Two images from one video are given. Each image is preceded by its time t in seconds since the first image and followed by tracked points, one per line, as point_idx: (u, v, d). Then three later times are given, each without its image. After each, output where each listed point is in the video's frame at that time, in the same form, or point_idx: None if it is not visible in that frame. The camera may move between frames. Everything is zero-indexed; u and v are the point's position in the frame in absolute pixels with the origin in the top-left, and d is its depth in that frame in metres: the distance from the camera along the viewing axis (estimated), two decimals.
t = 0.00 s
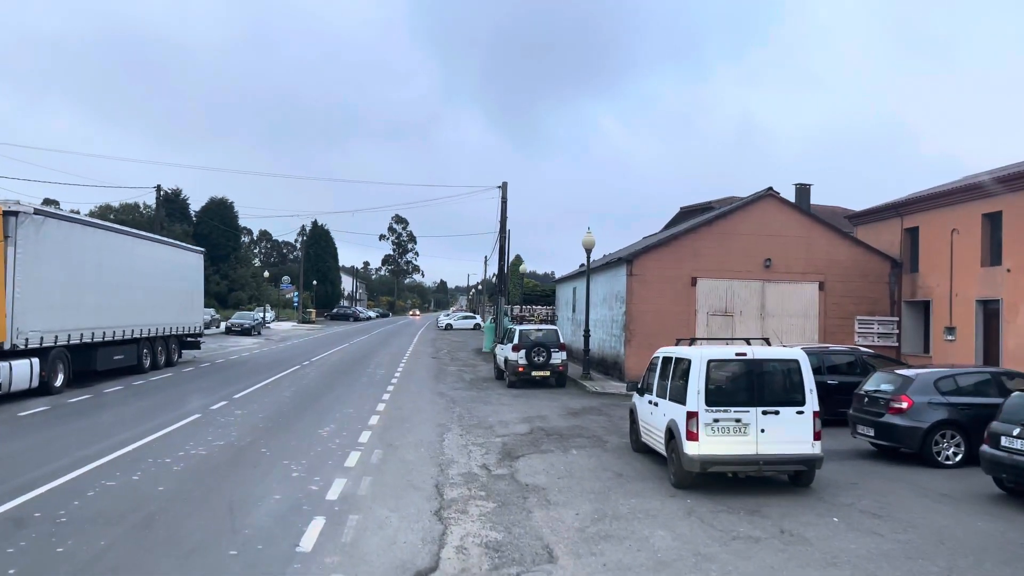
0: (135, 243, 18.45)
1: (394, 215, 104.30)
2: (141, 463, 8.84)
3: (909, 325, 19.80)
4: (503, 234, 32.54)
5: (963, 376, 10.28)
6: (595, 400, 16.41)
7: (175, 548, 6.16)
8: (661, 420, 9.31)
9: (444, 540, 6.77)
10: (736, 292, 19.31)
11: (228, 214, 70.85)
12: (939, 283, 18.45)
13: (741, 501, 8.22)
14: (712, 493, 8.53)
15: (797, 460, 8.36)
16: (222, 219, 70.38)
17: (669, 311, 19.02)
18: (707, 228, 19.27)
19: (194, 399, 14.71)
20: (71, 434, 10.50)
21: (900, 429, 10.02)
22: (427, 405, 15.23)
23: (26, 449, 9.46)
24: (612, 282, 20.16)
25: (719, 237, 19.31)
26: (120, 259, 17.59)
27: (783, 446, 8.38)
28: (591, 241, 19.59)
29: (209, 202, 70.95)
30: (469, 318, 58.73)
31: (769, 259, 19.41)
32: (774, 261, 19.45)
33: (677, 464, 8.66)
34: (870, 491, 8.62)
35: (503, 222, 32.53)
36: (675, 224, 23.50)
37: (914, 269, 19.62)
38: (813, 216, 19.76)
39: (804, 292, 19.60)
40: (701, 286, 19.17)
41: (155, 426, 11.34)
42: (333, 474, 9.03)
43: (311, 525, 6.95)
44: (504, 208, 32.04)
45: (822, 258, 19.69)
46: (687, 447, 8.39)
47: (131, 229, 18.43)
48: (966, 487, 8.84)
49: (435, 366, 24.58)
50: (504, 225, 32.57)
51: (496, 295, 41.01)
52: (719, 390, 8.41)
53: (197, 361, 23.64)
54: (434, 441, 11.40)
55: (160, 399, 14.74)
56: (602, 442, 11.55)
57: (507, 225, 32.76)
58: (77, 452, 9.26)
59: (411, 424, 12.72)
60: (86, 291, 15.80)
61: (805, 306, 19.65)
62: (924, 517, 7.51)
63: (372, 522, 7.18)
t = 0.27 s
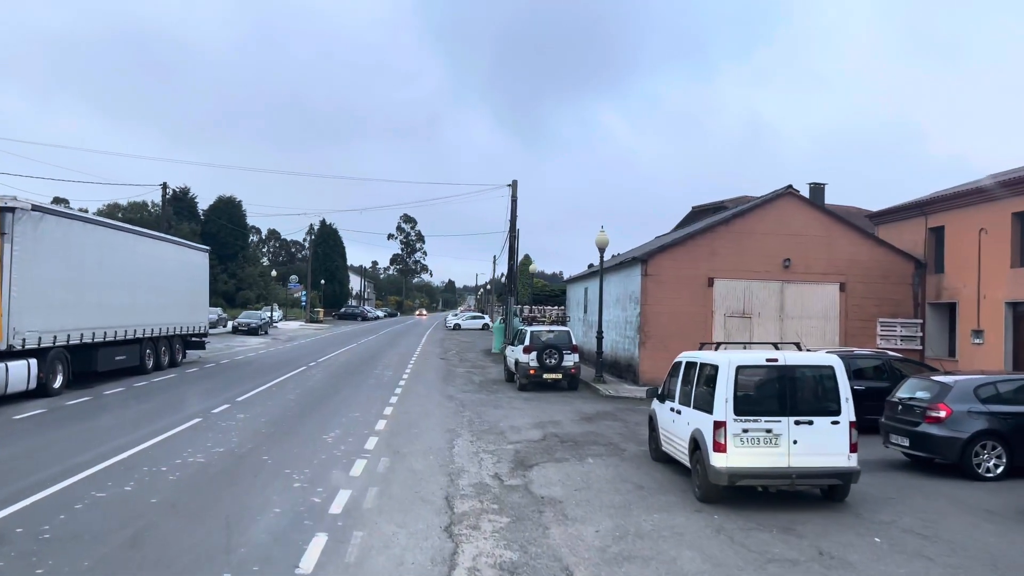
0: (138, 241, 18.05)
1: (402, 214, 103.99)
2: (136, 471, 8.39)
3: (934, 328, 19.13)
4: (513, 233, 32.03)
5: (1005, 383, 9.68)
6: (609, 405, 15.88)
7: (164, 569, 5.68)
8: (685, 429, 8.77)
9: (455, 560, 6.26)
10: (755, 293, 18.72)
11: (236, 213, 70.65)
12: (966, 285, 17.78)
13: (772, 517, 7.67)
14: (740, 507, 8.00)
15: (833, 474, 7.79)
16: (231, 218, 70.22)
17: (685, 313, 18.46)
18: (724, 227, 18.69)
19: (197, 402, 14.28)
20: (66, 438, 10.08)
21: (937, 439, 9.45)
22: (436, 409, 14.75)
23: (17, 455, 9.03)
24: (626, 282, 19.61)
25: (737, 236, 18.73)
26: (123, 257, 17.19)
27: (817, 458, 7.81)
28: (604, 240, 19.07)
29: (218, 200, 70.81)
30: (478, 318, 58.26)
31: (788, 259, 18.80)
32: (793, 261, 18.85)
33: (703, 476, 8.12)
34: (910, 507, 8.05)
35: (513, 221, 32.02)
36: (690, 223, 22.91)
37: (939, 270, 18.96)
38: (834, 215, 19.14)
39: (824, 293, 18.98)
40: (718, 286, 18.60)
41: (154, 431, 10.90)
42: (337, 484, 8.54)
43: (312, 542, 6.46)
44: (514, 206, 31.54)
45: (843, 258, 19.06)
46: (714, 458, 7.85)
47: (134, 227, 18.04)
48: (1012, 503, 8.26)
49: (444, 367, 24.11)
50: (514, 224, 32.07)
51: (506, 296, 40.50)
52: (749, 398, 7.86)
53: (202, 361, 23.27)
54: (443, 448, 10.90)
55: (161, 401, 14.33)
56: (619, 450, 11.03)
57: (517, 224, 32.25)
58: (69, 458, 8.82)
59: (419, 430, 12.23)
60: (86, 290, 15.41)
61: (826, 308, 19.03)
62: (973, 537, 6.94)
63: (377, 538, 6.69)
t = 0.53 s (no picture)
0: (141, 238, 17.67)
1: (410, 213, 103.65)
2: (130, 478, 7.96)
3: (959, 330, 18.48)
4: (522, 232, 31.54)
5: None
6: (623, 408, 15.37)
7: None
8: (711, 435, 8.25)
9: None
10: (773, 293, 18.16)
11: (244, 211, 70.44)
12: (994, 285, 17.14)
13: (807, 531, 7.16)
14: (771, 520, 7.49)
15: (872, 485, 7.27)
16: (239, 216, 70.06)
17: (701, 313, 17.92)
18: (742, 224, 18.14)
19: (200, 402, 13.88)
20: (61, 441, 9.68)
21: (978, 448, 8.89)
22: (446, 411, 14.29)
23: (8, 459, 8.62)
24: (640, 281, 19.09)
25: (755, 234, 18.17)
26: (125, 254, 16.83)
27: (855, 468, 7.29)
28: (617, 238, 18.55)
29: (226, 199, 70.67)
30: (487, 318, 57.82)
31: (808, 258, 18.23)
32: (813, 260, 18.27)
33: (731, 486, 7.62)
34: (953, 520, 7.52)
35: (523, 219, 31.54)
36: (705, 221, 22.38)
37: (965, 270, 18.33)
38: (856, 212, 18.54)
39: (845, 293, 18.39)
40: (735, 286, 18.05)
41: (152, 433, 10.48)
42: (342, 492, 8.07)
43: (314, 558, 6.00)
44: (524, 204, 31.07)
45: (864, 257, 18.46)
46: (744, 467, 7.34)
47: (137, 223, 17.67)
48: None
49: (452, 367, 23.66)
50: (524, 222, 31.59)
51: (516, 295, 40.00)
52: (781, 404, 7.34)
53: (207, 360, 22.91)
54: (453, 453, 10.43)
55: (163, 402, 13.93)
56: (638, 456, 10.53)
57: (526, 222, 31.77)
58: (61, 464, 8.40)
59: (428, 433, 11.76)
60: (87, 288, 15.04)
61: (847, 308, 18.44)
62: None
63: (384, 553, 6.22)
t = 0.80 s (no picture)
0: (143, 236, 17.32)
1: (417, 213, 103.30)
2: (123, 488, 7.54)
3: (983, 332, 17.87)
4: (532, 231, 31.07)
5: None
6: (637, 412, 14.88)
7: None
8: (737, 444, 7.77)
9: None
10: (791, 293, 17.63)
11: (251, 211, 70.23)
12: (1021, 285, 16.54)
13: (844, 548, 6.66)
14: (804, 536, 6.99)
15: (913, 500, 6.76)
16: (246, 216, 69.88)
17: (717, 314, 17.41)
18: (759, 222, 17.62)
19: (202, 405, 13.49)
20: (54, 447, 9.28)
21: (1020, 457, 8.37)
22: (454, 415, 13.84)
23: None
24: (653, 280, 18.60)
25: (772, 232, 17.64)
26: (127, 253, 16.47)
27: (895, 481, 6.79)
28: (630, 237, 18.06)
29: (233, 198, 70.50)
30: (494, 318, 57.36)
31: (827, 257, 17.69)
32: (832, 259, 17.73)
33: (760, 499, 7.12)
34: (1000, 537, 7.00)
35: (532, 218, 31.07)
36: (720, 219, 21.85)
37: (990, 270, 17.73)
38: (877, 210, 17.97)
39: (865, 293, 17.84)
40: (752, 286, 17.54)
41: (150, 438, 10.09)
42: (346, 503, 7.63)
43: None
44: (533, 203, 30.61)
45: (885, 256, 17.90)
46: (775, 479, 6.84)
47: (139, 222, 17.32)
48: None
49: (461, 368, 23.21)
50: (533, 221, 31.11)
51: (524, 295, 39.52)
52: (815, 411, 6.85)
53: (212, 361, 22.56)
54: (463, 460, 9.97)
55: (164, 404, 13.54)
56: (656, 464, 10.04)
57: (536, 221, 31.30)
58: (52, 472, 7.99)
59: (436, 439, 11.31)
60: (86, 287, 14.67)
61: (867, 309, 17.88)
62: None
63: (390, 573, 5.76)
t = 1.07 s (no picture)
0: (144, 236, 16.97)
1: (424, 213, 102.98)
2: (113, 500, 7.14)
3: (1007, 332, 17.29)
4: (540, 230, 30.61)
5: None
6: (651, 415, 14.41)
7: None
8: (764, 453, 7.29)
9: None
10: (808, 292, 17.10)
11: (257, 211, 70.02)
12: None
13: (883, 567, 6.18)
14: (839, 553, 6.51)
15: (958, 514, 6.27)
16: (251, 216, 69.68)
17: (732, 314, 16.91)
18: (774, 219, 17.10)
19: (202, 409, 13.10)
20: (45, 455, 8.89)
21: None
22: (462, 418, 13.41)
23: None
24: (666, 280, 18.11)
25: (789, 229, 17.11)
26: (127, 253, 16.11)
27: (938, 493, 6.30)
28: (642, 235, 17.58)
29: (238, 198, 70.34)
30: (501, 318, 56.92)
31: (845, 255, 17.14)
32: (851, 257, 17.18)
33: (790, 513, 6.63)
34: None
35: (540, 217, 30.61)
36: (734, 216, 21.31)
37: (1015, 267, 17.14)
38: (896, 206, 17.40)
39: (884, 293, 17.28)
40: (768, 285, 17.03)
41: (146, 445, 9.69)
42: (348, 516, 7.20)
43: None
44: (540, 201, 30.16)
45: (906, 254, 17.32)
46: (808, 493, 6.36)
47: (140, 221, 16.97)
48: None
49: (468, 370, 22.79)
50: (541, 220, 30.66)
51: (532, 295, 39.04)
52: (851, 419, 6.36)
53: (215, 362, 22.21)
54: (472, 468, 9.53)
55: (163, 408, 13.16)
56: (674, 472, 9.57)
57: (544, 220, 30.85)
58: (39, 483, 7.58)
59: (444, 445, 10.87)
60: (84, 288, 14.31)
61: (887, 308, 17.31)
62: None
63: None
